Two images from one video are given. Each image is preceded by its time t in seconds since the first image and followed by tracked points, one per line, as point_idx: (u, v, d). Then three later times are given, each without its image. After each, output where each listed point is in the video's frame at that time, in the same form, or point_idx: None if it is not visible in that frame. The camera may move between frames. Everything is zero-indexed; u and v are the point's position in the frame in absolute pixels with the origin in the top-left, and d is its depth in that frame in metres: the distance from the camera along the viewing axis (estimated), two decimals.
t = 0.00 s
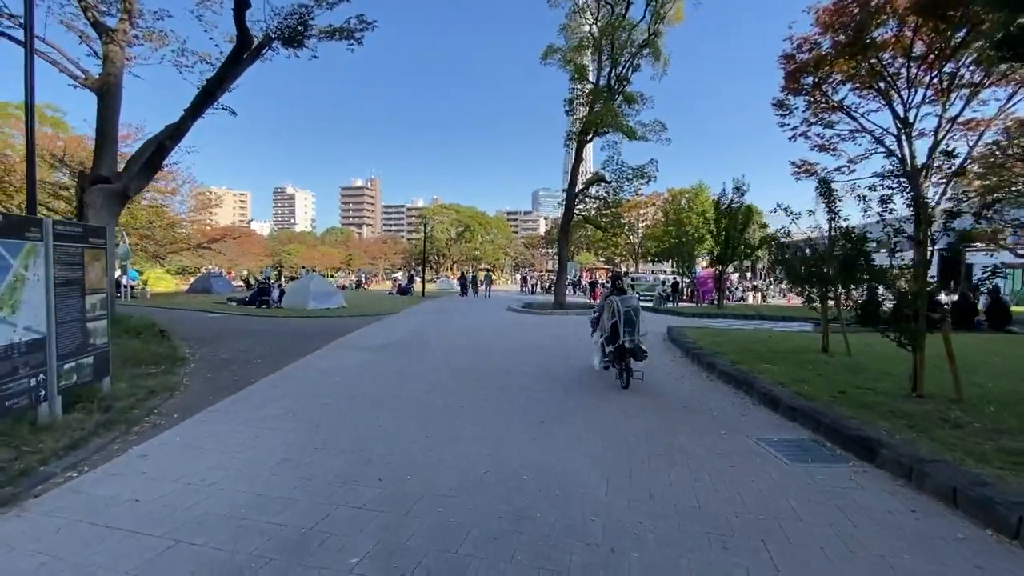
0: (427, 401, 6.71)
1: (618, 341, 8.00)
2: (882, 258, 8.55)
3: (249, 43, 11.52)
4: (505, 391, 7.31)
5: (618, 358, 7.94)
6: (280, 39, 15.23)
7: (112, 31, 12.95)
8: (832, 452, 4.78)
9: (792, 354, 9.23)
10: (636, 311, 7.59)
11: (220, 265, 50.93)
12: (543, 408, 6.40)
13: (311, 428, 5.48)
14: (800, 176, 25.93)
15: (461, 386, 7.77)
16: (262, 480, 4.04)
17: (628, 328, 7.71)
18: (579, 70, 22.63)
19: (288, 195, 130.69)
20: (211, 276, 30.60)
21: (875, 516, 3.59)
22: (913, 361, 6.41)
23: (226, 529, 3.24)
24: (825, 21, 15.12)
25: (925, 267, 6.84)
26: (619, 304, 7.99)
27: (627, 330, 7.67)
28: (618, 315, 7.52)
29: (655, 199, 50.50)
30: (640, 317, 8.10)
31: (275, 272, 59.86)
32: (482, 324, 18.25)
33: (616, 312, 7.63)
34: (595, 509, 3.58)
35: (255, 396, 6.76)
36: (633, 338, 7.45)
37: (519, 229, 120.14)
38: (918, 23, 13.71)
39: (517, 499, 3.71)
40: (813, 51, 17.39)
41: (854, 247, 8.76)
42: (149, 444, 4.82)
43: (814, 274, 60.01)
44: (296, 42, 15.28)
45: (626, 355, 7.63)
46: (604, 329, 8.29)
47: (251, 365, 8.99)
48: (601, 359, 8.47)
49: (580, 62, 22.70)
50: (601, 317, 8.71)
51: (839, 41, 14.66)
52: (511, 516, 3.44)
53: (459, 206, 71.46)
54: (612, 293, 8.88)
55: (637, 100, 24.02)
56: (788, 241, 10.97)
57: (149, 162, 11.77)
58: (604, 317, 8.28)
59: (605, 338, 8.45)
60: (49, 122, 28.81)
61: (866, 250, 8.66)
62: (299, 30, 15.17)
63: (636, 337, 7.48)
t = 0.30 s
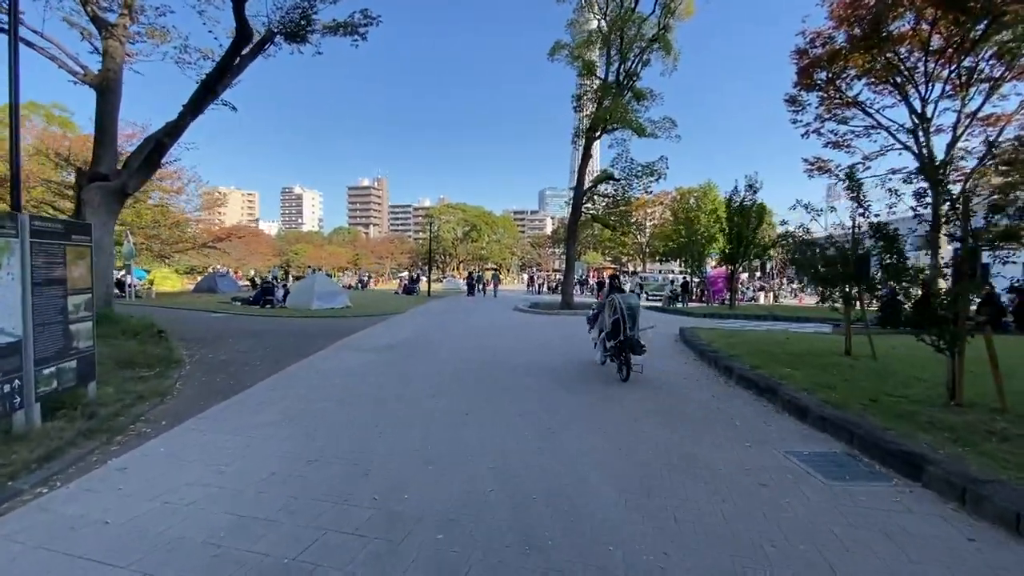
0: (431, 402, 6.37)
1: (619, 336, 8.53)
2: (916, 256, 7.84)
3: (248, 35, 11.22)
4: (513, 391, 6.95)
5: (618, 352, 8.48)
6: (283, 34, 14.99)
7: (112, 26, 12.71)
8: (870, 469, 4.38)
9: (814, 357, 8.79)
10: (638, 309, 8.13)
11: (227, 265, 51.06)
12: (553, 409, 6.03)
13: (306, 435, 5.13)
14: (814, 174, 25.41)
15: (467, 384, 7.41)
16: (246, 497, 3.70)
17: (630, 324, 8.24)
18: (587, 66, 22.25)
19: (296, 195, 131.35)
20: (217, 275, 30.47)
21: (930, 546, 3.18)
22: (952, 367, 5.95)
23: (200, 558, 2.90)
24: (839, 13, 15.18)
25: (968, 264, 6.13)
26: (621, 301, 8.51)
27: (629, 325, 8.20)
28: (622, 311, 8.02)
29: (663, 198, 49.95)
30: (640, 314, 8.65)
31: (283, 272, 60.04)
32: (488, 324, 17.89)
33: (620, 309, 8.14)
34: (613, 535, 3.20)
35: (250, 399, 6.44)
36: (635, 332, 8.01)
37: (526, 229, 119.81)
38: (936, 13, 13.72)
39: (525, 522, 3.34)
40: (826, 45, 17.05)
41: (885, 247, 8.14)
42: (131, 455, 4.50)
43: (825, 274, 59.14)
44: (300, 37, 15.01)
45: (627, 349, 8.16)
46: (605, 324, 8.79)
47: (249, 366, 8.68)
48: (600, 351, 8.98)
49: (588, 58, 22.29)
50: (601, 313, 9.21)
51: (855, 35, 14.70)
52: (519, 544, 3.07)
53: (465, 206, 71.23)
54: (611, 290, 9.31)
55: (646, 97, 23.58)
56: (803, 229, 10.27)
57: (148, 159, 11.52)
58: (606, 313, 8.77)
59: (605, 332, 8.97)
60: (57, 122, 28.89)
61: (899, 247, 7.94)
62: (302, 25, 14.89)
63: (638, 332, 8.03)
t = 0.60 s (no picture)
0: (432, 409, 6.00)
1: (615, 334, 8.97)
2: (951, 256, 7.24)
3: (245, 30, 10.92)
4: (518, 397, 6.57)
5: (614, 349, 8.90)
6: (284, 30, 14.69)
7: (110, 22, 12.47)
8: (911, 492, 3.98)
9: (837, 362, 8.35)
10: (636, 308, 8.59)
11: (234, 265, 51.05)
12: (562, 418, 5.64)
13: (296, 446, 4.78)
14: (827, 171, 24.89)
15: (471, 389, 7.05)
16: (224, 522, 3.34)
17: (627, 322, 8.69)
18: (594, 63, 21.83)
19: (302, 196, 131.73)
20: (221, 276, 30.32)
21: None
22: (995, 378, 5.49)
23: None
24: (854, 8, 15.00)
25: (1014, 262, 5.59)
26: (619, 301, 8.95)
27: (626, 323, 8.65)
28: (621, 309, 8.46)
29: (670, 196, 49.42)
30: (636, 314, 9.11)
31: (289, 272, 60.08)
32: (494, 325, 17.52)
33: (618, 307, 8.59)
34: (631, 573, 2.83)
35: (242, 406, 6.11)
36: (632, 329, 8.46)
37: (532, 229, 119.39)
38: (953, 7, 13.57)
39: (529, 557, 2.97)
40: (840, 40, 16.65)
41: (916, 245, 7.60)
42: (104, 473, 4.17)
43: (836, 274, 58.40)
44: (302, 33, 14.73)
45: (623, 345, 8.59)
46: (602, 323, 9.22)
47: (244, 371, 8.38)
48: (596, 349, 9.40)
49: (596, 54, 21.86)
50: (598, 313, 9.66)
51: (869, 29, 14.51)
52: None
53: (471, 205, 70.96)
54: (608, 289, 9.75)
55: (655, 93, 23.11)
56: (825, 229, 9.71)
57: (145, 157, 11.24)
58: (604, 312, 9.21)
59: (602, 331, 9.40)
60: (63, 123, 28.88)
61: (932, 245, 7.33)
62: (304, 20, 14.58)
63: (634, 329, 8.48)
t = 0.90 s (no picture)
0: (433, 418, 5.63)
1: (612, 330, 9.53)
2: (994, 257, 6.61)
3: (243, 23, 10.57)
4: (526, 405, 6.18)
5: (610, 345, 9.49)
6: (285, 25, 14.38)
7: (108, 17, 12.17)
8: (964, 518, 3.56)
9: (861, 368, 7.90)
10: (632, 307, 9.18)
11: (240, 265, 51.05)
12: (572, 428, 5.24)
13: (285, 461, 4.42)
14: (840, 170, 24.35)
15: (475, 394, 6.68)
16: (197, 554, 2.98)
17: (624, 320, 9.26)
18: (602, 59, 21.42)
19: (309, 197, 132.27)
20: (225, 276, 30.13)
21: None
22: None
23: None
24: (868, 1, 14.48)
25: None
26: (616, 299, 9.53)
27: (622, 321, 9.19)
28: (618, 307, 9.01)
29: (678, 196, 48.87)
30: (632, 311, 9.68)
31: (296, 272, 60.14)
32: (500, 327, 17.15)
33: (615, 306, 9.16)
34: None
35: (233, 414, 5.77)
36: (629, 326, 9.05)
37: (538, 229, 119.07)
38: None
39: None
40: (854, 34, 16.10)
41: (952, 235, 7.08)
42: (76, 491, 3.84)
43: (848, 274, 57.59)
44: (303, 28, 14.44)
45: (620, 342, 9.14)
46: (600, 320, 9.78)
47: (240, 374, 8.06)
48: (594, 344, 9.96)
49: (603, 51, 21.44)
50: (594, 311, 10.23)
51: (885, 22, 14.00)
52: None
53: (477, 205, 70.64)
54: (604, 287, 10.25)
55: (664, 90, 22.64)
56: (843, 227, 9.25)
57: (142, 153, 10.94)
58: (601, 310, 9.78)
59: (599, 328, 9.96)
60: (69, 123, 28.81)
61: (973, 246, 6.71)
62: (305, 15, 14.27)
63: (630, 326, 9.07)
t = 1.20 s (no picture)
0: (435, 430, 5.25)
1: (609, 329, 9.79)
2: None
3: (240, 16, 10.25)
4: (534, 414, 5.79)
5: (608, 343, 9.76)
6: (286, 20, 14.06)
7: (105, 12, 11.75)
8: None
9: (889, 375, 7.44)
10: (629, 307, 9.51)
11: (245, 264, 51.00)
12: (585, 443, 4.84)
13: (273, 480, 4.05)
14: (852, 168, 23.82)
15: (480, 402, 6.31)
16: None
17: (621, 318, 9.56)
18: (609, 55, 20.99)
19: (315, 197, 132.57)
20: (229, 276, 29.91)
21: None
22: None
23: None
24: None
25: None
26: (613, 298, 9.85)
27: (619, 320, 9.45)
28: (616, 306, 9.31)
29: (686, 195, 48.32)
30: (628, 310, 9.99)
31: (301, 272, 60.09)
32: (506, 328, 16.75)
33: (613, 304, 9.44)
34: None
35: (224, 425, 5.43)
36: (626, 324, 9.36)
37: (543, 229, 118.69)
38: None
39: None
40: (867, 29, 15.61)
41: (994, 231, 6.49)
42: (41, 516, 3.48)
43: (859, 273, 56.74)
44: (305, 23, 14.11)
45: (618, 340, 9.41)
46: (597, 319, 10.07)
47: (235, 380, 7.72)
48: (591, 343, 10.23)
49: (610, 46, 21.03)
50: (592, 310, 10.54)
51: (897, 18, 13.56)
52: None
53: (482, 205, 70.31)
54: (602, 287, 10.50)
55: (673, 87, 22.21)
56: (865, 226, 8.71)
57: (137, 151, 10.61)
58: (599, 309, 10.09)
59: (596, 326, 10.22)
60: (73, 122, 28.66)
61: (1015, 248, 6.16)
62: (307, 11, 13.97)
63: (627, 325, 9.38)
